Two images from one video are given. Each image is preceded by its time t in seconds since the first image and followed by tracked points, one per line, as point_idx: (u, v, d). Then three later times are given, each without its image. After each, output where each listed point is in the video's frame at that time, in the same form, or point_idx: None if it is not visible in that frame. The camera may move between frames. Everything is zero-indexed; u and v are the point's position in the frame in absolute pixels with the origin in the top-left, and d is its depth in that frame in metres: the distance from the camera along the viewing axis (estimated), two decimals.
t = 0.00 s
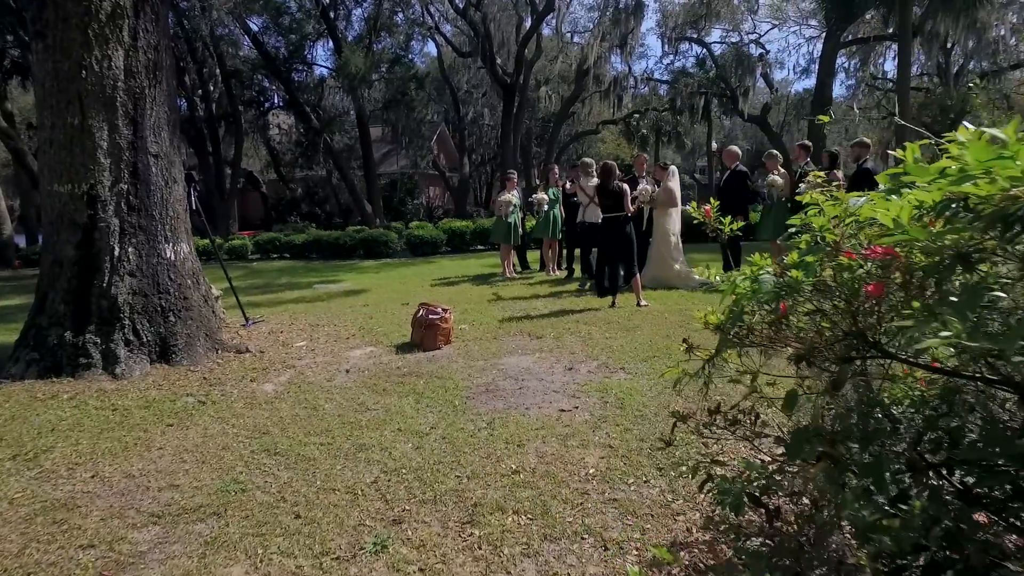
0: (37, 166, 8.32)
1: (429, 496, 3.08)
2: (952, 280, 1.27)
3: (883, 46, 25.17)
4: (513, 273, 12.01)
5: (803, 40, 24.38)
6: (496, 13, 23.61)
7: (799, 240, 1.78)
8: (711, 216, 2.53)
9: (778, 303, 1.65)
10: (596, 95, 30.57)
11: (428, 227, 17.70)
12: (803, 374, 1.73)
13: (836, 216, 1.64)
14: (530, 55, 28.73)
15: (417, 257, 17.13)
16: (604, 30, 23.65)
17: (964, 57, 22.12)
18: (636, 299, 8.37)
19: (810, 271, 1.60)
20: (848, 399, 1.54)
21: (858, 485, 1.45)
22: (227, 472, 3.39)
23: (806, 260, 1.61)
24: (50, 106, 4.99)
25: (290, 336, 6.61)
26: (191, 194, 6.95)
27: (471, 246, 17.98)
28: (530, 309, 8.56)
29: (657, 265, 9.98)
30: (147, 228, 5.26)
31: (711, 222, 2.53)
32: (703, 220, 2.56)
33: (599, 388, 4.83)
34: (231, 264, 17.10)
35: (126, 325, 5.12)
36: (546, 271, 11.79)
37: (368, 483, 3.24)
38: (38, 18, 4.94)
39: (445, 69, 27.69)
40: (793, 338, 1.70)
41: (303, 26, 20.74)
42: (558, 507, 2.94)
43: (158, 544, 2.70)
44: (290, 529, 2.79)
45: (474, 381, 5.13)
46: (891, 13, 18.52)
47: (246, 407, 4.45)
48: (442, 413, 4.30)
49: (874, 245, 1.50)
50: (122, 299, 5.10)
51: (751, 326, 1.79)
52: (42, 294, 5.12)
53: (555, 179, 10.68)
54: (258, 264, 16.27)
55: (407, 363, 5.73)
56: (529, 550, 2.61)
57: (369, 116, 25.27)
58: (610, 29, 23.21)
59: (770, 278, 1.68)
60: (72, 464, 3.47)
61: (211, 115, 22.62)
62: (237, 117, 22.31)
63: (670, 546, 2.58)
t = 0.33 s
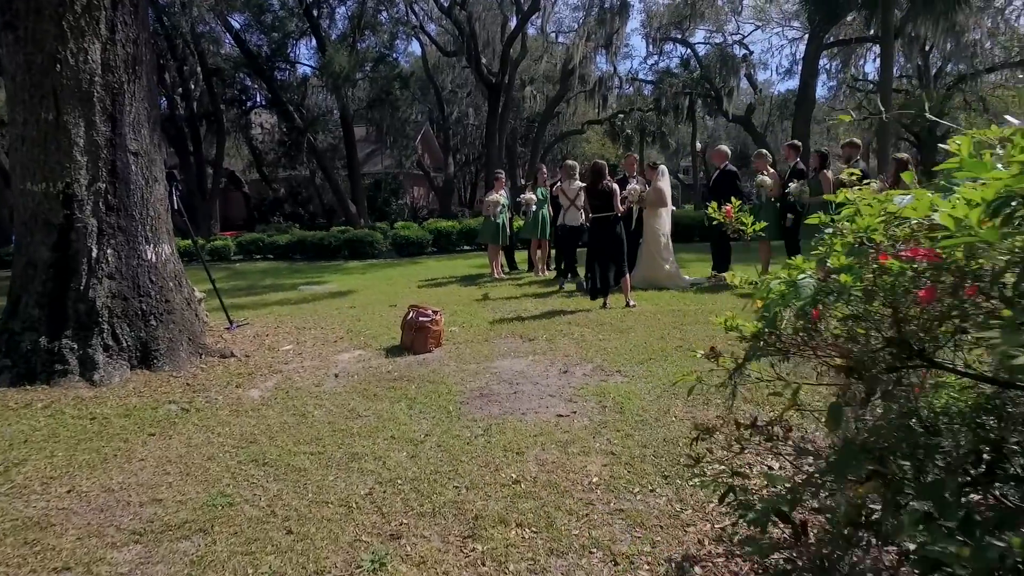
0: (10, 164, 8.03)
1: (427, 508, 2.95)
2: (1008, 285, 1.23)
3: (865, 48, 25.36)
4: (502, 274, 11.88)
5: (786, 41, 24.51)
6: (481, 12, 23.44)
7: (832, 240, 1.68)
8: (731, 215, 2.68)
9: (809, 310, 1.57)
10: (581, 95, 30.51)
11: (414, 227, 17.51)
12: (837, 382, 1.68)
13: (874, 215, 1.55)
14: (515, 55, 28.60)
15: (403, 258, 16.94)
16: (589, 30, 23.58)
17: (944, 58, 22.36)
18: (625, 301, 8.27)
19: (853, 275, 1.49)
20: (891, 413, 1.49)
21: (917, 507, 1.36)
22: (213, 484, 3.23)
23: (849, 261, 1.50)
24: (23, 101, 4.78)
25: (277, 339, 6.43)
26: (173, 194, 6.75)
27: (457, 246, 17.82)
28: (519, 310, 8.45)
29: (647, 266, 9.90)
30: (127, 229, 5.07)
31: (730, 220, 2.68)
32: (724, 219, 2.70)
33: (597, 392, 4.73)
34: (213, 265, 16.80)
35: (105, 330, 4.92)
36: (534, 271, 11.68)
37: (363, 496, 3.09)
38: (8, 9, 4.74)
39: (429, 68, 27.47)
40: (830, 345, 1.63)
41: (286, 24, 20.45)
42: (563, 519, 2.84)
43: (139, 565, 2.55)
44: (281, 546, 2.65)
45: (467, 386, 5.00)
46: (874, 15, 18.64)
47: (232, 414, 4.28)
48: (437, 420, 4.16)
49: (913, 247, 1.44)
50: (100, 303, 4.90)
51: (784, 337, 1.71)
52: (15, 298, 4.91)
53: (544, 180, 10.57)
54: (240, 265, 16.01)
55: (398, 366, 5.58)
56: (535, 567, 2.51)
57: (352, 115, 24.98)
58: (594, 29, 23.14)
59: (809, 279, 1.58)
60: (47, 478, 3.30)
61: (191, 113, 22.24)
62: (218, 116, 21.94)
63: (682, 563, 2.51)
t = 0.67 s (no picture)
0: None
1: (427, 522, 2.82)
2: None
3: (847, 49, 25.58)
4: (490, 274, 11.74)
5: (770, 42, 24.63)
6: (466, 11, 23.26)
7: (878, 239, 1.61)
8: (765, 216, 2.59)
9: (854, 315, 1.51)
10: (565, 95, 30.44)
11: (399, 227, 17.32)
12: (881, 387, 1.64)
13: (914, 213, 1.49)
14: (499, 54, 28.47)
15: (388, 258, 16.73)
16: (573, 30, 23.50)
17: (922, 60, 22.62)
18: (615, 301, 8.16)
19: (909, 277, 1.42)
20: (945, 426, 1.42)
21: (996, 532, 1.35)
22: (199, 498, 3.08)
23: (903, 262, 1.42)
24: None
25: (263, 343, 6.24)
26: (155, 193, 6.53)
27: (443, 246, 17.65)
28: (510, 311, 8.32)
29: (637, 266, 9.82)
30: (105, 230, 4.87)
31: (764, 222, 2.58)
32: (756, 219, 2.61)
33: (595, 396, 4.61)
34: (194, 267, 16.47)
35: (83, 335, 4.72)
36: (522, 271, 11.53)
37: (359, 509, 2.96)
38: None
39: (413, 67, 27.22)
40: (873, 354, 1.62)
41: (268, 22, 20.13)
42: (571, 531, 2.73)
43: None
44: (275, 567, 2.51)
45: (462, 390, 4.86)
46: (856, 17, 18.78)
47: (218, 422, 4.11)
48: (432, 426, 4.04)
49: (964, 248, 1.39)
50: (78, 306, 4.70)
51: (822, 347, 1.68)
52: None
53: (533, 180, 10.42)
54: (222, 266, 15.70)
55: (388, 371, 5.42)
56: None
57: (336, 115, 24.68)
58: (580, 29, 23.07)
59: (859, 286, 1.51)
60: (22, 495, 3.12)
61: (171, 112, 21.80)
62: (199, 115, 21.56)
63: None
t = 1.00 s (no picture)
0: None
1: (429, 540, 2.71)
2: None
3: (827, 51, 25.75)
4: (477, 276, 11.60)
5: (752, 43, 24.73)
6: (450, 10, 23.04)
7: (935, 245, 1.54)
8: (795, 224, 2.47)
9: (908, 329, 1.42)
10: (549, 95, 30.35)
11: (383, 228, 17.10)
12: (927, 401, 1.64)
13: (990, 223, 1.44)
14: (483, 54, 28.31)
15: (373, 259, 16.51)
16: (557, 30, 23.39)
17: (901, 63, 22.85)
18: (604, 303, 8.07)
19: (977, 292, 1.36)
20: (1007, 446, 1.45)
21: None
22: (185, 516, 2.93)
23: (972, 276, 1.36)
24: None
25: (248, 349, 6.05)
26: (134, 193, 6.31)
27: (428, 247, 17.45)
28: (500, 313, 8.20)
29: (627, 268, 9.75)
30: (82, 232, 4.67)
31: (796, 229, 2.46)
32: (785, 226, 2.49)
33: (594, 402, 4.50)
34: (174, 269, 16.11)
35: (58, 342, 4.52)
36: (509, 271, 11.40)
37: (357, 526, 2.84)
38: None
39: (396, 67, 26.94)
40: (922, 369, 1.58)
41: (249, 19, 19.78)
42: (579, 547, 2.65)
43: None
44: None
45: (457, 397, 4.72)
46: (838, 20, 18.92)
47: (203, 433, 3.94)
48: (429, 435, 3.91)
49: None
50: (54, 312, 4.51)
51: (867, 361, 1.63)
52: None
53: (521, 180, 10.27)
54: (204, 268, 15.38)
55: (379, 377, 5.27)
56: None
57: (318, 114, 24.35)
58: (564, 28, 22.97)
59: (919, 298, 1.39)
60: None
61: (148, 111, 21.36)
62: (177, 114, 21.15)
63: None
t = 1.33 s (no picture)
0: None
1: (430, 559, 2.60)
2: None
3: (809, 53, 25.94)
4: (465, 277, 11.44)
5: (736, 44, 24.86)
6: (435, 9, 22.83)
7: (993, 253, 1.44)
8: (831, 228, 2.35)
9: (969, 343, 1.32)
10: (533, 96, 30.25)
11: (368, 229, 16.90)
12: (975, 422, 1.56)
13: None
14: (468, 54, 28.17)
15: (358, 260, 16.28)
16: (542, 30, 23.27)
17: (882, 65, 23.03)
18: (595, 305, 7.97)
19: None
20: None
21: None
22: (171, 535, 2.79)
23: None
24: None
25: (233, 354, 5.87)
26: (114, 193, 6.10)
27: (414, 248, 17.25)
28: (489, 315, 8.06)
29: (617, 269, 9.67)
30: (58, 235, 4.48)
31: (833, 233, 2.34)
32: (819, 229, 2.40)
33: (592, 408, 4.39)
34: (154, 270, 15.77)
35: (33, 350, 4.32)
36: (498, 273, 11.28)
37: (354, 544, 2.71)
38: None
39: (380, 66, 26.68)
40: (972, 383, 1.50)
41: (230, 17, 19.47)
42: (588, 565, 2.55)
43: None
44: None
45: (451, 404, 4.58)
46: (820, 22, 19.00)
47: (188, 444, 3.77)
48: (425, 444, 3.79)
49: None
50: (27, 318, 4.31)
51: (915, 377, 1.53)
52: None
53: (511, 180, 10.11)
54: (185, 270, 15.09)
55: (370, 383, 5.12)
56: None
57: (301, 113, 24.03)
58: (548, 28, 22.87)
59: (987, 312, 1.26)
60: None
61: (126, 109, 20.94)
62: (157, 113, 20.76)
63: None
